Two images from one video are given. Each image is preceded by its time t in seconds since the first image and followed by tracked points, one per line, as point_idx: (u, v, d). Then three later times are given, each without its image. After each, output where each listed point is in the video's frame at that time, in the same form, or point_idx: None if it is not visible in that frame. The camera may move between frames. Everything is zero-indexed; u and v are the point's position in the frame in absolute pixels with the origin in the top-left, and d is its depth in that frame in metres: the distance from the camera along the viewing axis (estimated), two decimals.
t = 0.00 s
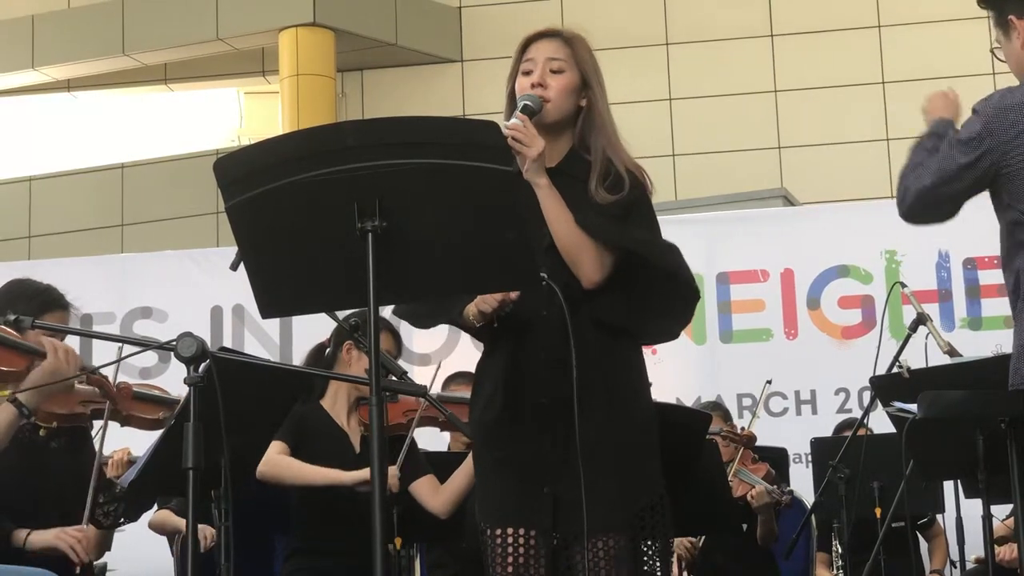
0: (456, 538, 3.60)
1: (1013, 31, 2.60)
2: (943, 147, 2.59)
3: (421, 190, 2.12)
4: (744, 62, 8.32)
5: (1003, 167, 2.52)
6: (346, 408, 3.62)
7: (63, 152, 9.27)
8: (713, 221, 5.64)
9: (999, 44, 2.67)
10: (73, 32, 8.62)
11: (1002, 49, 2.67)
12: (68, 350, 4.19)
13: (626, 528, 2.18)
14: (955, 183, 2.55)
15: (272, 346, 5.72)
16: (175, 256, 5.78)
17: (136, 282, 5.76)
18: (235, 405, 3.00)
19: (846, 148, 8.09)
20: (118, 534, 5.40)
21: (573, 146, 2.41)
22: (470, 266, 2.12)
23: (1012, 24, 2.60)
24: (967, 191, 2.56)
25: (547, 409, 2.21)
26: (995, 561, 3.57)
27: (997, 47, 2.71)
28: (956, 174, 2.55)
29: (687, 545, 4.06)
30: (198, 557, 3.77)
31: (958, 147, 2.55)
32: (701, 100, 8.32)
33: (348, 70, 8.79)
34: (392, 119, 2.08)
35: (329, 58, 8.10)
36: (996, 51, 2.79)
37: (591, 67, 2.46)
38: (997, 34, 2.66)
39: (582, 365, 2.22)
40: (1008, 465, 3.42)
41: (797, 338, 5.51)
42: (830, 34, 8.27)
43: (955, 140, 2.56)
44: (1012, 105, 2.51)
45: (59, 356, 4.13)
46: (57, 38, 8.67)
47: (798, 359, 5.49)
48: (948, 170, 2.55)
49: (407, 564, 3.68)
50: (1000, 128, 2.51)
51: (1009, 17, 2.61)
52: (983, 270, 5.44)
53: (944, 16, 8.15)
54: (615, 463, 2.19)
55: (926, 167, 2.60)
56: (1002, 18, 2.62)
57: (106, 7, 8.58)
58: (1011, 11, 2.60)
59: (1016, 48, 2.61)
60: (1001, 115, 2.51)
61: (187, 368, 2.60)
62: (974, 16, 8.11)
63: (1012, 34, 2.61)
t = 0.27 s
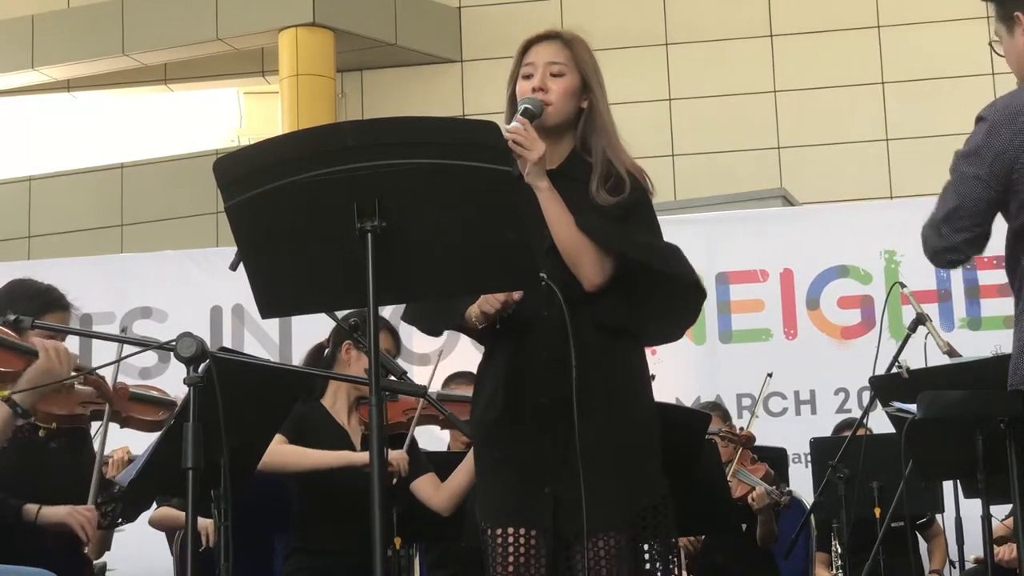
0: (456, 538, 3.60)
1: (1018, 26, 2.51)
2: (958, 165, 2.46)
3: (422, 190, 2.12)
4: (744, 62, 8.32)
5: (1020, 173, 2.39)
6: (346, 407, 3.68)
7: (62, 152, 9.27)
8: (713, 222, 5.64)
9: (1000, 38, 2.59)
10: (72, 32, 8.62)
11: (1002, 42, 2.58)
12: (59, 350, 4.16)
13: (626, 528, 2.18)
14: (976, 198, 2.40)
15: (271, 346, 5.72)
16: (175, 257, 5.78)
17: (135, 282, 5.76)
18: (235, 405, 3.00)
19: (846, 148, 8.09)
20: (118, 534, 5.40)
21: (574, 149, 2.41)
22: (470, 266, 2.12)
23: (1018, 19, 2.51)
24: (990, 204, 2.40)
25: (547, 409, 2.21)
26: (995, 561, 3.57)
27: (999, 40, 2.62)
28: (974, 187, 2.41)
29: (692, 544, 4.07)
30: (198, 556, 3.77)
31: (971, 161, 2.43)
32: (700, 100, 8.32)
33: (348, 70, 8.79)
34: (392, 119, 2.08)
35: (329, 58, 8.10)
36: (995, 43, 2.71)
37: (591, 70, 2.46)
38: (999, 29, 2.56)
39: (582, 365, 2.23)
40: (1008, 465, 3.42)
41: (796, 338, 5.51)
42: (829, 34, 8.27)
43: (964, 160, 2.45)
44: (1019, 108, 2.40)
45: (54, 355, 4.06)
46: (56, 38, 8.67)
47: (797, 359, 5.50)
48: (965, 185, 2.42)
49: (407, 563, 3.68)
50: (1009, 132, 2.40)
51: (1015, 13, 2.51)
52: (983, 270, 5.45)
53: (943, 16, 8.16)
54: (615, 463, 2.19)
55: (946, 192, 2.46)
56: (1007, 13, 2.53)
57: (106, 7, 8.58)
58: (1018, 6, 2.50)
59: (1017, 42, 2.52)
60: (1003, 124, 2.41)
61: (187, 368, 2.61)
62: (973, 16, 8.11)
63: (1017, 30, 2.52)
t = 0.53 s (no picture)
0: (456, 537, 3.60)
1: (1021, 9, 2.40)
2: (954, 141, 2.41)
3: (422, 190, 2.12)
4: (744, 61, 8.32)
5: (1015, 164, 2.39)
6: (346, 406, 3.73)
7: (62, 151, 9.27)
8: (713, 221, 5.63)
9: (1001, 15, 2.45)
10: (72, 31, 8.62)
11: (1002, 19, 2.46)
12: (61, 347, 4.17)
13: (628, 527, 2.18)
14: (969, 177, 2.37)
15: (271, 344, 5.73)
16: (174, 255, 5.78)
17: (135, 281, 5.76)
18: (235, 405, 3.00)
19: (846, 147, 8.09)
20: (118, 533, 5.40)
21: (576, 148, 2.41)
22: (471, 265, 2.13)
23: None
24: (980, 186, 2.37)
25: (549, 409, 2.21)
26: (995, 562, 3.56)
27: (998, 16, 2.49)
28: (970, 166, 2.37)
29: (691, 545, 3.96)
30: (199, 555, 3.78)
31: (973, 142, 2.39)
32: (700, 99, 8.32)
33: (348, 69, 8.79)
34: (393, 119, 2.08)
35: (329, 57, 8.10)
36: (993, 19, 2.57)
37: (593, 68, 2.46)
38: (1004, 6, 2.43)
39: (584, 365, 2.22)
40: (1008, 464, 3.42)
41: (796, 338, 5.51)
42: (829, 34, 8.27)
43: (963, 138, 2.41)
44: None
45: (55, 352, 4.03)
46: (56, 36, 8.67)
47: (797, 358, 5.49)
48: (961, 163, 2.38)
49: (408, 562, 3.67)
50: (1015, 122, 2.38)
51: None
52: (983, 269, 5.44)
53: (943, 16, 8.15)
54: (616, 461, 2.19)
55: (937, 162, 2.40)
56: None
57: (106, 6, 8.58)
58: None
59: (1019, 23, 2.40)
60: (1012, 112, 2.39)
61: (188, 366, 2.60)
62: (974, 15, 8.11)
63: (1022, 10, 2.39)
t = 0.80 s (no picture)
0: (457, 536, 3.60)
1: (1012, 10, 2.42)
2: (953, 95, 2.49)
3: (423, 187, 2.12)
4: (745, 60, 8.32)
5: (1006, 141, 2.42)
6: (345, 404, 3.73)
7: (63, 149, 9.27)
8: (714, 219, 5.63)
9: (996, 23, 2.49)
10: (72, 30, 8.62)
11: (998, 28, 2.48)
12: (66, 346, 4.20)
13: (630, 520, 2.18)
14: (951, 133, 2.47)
15: (272, 342, 5.73)
16: (175, 253, 5.78)
17: (136, 279, 5.76)
18: (235, 404, 3.00)
19: (847, 146, 8.09)
20: (119, 531, 5.41)
21: (578, 141, 2.41)
22: (471, 262, 2.13)
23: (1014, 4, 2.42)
24: (960, 148, 2.48)
25: (550, 405, 2.21)
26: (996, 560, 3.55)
27: (992, 26, 2.52)
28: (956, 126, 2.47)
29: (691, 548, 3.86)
30: (199, 553, 3.78)
31: (965, 108, 2.46)
32: (701, 98, 8.32)
33: (348, 67, 8.79)
34: (393, 117, 2.08)
35: (329, 55, 8.10)
36: (989, 32, 2.58)
37: (596, 63, 2.46)
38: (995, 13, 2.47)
39: (584, 360, 2.23)
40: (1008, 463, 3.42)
41: (797, 336, 5.51)
42: (830, 32, 8.27)
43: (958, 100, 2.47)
44: None
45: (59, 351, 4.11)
46: (57, 35, 8.66)
47: (798, 357, 5.50)
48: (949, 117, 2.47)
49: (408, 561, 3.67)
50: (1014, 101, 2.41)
51: None
52: (983, 268, 5.45)
53: (944, 14, 8.15)
54: (617, 456, 2.20)
55: (928, 107, 2.51)
56: None
57: (107, 5, 8.57)
58: None
59: (1015, 29, 2.43)
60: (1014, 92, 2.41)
61: (188, 364, 2.60)
62: (974, 14, 8.10)
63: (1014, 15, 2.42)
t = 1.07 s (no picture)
0: (457, 535, 3.60)
1: (998, 31, 2.36)
2: (943, 111, 2.32)
3: (423, 185, 2.12)
4: (746, 59, 8.32)
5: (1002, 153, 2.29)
6: (343, 404, 3.73)
7: (65, 148, 9.28)
8: (714, 217, 5.63)
9: (987, 44, 2.43)
10: (73, 29, 8.62)
11: (990, 50, 2.43)
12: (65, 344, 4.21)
13: (629, 519, 2.19)
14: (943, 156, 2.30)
15: (273, 341, 5.73)
16: (176, 252, 5.78)
17: (138, 278, 5.76)
18: (235, 403, 3.00)
19: (847, 145, 8.09)
20: (120, 530, 5.41)
21: (578, 139, 2.41)
22: (471, 261, 2.13)
23: (996, 24, 2.36)
24: (955, 163, 2.32)
25: (549, 403, 2.21)
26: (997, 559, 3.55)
27: (986, 48, 2.47)
28: (949, 145, 2.30)
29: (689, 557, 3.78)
30: (200, 552, 3.79)
31: (959, 123, 2.30)
32: (702, 97, 8.32)
33: (349, 66, 8.79)
34: (393, 116, 2.08)
35: (329, 54, 8.09)
36: (985, 53, 2.54)
37: (598, 62, 2.46)
38: (982, 35, 2.42)
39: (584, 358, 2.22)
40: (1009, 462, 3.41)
41: (798, 335, 5.51)
42: (831, 31, 8.26)
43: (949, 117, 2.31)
44: None
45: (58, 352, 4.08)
46: (57, 34, 8.66)
47: (798, 356, 5.50)
48: (940, 138, 2.30)
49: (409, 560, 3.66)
50: (1006, 109, 2.27)
51: (993, 16, 2.36)
52: (984, 267, 5.44)
53: (944, 13, 8.14)
54: (616, 454, 2.20)
55: (919, 123, 2.32)
56: (986, 17, 2.38)
57: (108, 3, 8.57)
58: (996, 10, 2.35)
59: (1003, 48, 2.37)
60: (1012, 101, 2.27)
61: (188, 363, 2.61)
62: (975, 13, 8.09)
63: (999, 34, 2.37)
